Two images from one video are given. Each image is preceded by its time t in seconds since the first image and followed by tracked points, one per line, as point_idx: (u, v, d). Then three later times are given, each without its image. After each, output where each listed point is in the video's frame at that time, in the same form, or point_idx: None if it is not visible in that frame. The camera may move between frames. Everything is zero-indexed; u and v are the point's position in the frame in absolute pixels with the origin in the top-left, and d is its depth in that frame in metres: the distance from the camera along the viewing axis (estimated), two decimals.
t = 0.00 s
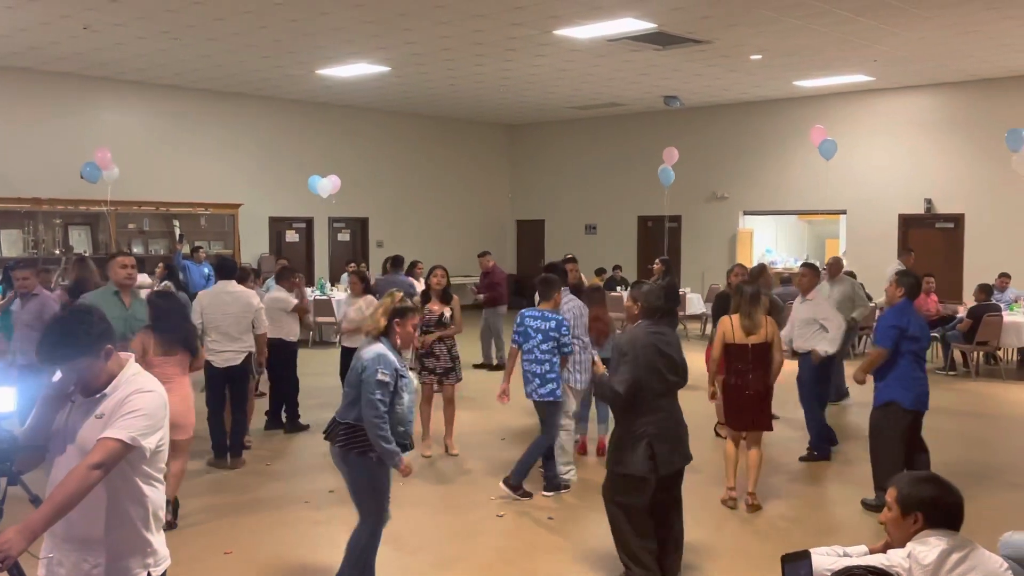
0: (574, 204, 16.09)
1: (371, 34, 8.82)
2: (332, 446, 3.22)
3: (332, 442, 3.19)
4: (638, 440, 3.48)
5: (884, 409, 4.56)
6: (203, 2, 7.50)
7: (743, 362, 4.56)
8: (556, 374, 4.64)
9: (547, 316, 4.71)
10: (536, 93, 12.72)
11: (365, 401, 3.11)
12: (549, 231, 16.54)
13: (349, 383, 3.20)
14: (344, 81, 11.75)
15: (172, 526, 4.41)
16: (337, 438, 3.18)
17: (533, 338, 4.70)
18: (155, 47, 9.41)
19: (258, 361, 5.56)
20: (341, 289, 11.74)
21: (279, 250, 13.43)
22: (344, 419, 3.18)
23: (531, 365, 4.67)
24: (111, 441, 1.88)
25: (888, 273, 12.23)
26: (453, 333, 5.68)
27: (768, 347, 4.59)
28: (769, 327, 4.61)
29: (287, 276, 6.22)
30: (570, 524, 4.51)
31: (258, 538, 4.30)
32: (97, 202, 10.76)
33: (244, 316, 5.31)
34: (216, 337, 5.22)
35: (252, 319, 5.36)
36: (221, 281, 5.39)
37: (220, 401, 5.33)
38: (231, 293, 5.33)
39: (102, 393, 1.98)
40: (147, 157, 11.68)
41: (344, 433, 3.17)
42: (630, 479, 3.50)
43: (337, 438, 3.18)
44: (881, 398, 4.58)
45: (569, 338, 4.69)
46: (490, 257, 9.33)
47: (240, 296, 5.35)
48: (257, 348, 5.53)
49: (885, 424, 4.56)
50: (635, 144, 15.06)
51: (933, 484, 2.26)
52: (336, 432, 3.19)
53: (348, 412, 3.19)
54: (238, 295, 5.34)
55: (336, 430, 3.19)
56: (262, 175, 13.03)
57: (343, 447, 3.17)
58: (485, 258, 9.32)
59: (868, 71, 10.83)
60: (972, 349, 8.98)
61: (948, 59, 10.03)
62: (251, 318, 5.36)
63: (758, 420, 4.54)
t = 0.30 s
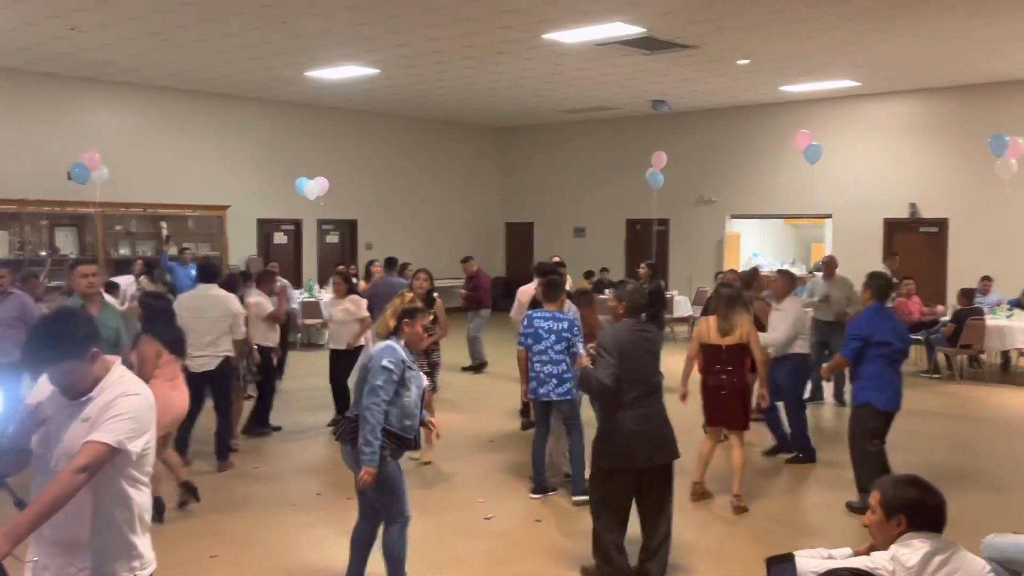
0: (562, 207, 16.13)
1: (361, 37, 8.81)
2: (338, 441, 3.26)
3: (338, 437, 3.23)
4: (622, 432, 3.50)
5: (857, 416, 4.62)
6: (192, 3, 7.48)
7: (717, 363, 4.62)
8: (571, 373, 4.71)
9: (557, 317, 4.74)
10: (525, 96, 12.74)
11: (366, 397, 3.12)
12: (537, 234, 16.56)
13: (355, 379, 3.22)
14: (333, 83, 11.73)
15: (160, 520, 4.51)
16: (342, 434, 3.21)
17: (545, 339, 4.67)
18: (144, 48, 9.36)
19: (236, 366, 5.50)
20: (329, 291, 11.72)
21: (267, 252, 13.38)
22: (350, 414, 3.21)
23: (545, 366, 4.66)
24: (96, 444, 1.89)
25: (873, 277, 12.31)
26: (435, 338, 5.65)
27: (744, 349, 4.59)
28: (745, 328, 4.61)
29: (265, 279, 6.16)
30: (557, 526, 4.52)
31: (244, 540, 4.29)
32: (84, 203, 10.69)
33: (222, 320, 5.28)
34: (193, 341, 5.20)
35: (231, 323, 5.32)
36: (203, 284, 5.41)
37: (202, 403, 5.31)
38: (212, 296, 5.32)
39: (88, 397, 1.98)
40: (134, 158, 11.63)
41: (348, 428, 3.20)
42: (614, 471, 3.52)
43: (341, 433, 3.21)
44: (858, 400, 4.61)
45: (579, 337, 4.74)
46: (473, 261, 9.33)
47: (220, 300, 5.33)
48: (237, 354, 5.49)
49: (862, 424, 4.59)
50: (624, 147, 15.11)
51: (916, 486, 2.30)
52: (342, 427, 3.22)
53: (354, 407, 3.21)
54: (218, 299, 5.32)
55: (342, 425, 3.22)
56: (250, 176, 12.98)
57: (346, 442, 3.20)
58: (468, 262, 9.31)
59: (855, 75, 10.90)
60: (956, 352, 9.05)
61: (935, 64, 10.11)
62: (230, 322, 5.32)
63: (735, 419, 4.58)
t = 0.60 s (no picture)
0: (540, 213, 16.14)
1: (338, 43, 8.78)
2: (352, 465, 3.15)
3: (354, 461, 3.13)
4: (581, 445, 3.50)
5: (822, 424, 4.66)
6: (166, 8, 7.41)
7: (675, 370, 4.76)
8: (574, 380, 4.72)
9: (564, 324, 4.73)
10: (503, 102, 12.75)
11: (394, 416, 3.06)
12: (515, 241, 16.57)
13: (368, 399, 3.13)
14: (309, 89, 11.68)
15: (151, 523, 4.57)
16: (360, 457, 3.12)
17: (556, 348, 4.66)
18: (117, 53, 9.26)
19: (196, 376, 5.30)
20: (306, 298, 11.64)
21: (242, 259, 13.26)
22: (368, 435, 3.13)
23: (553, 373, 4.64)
24: (66, 453, 1.84)
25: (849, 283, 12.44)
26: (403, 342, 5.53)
27: (699, 357, 4.71)
28: (701, 338, 4.72)
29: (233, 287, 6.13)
30: (535, 534, 4.49)
31: (217, 551, 4.22)
32: (56, 210, 10.57)
33: (173, 330, 5.08)
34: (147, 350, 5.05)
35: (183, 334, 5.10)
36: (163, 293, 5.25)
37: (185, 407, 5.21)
38: (169, 305, 5.13)
39: (58, 405, 1.94)
40: (107, 164, 11.49)
41: (368, 450, 3.12)
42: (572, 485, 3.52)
43: (359, 456, 3.12)
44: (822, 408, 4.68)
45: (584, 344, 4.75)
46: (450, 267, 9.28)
47: (178, 309, 5.14)
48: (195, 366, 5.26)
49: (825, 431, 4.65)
50: (602, 154, 15.16)
51: (890, 492, 2.35)
52: (359, 450, 3.13)
53: (370, 427, 3.13)
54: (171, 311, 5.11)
55: (357, 447, 3.13)
56: (226, 182, 12.87)
57: (368, 464, 3.11)
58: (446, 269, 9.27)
59: (830, 84, 11.02)
60: (930, 358, 9.15)
61: (908, 73, 10.25)
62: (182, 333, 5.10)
63: (696, 423, 4.69)
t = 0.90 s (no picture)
0: (528, 220, 16.16)
1: (325, 49, 8.77)
2: (383, 467, 3.20)
3: (390, 464, 3.19)
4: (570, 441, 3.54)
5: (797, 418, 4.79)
6: (152, 14, 7.38)
7: (659, 371, 4.78)
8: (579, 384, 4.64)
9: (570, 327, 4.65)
10: (490, 109, 12.77)
11: (434, 417, 3.20)
12: (503, 247, 16.58)
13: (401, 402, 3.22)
14: (296, 96, 11.66)
15: (170, 531, 4.55)
16: (396, 459, 3.19)
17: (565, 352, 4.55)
18: (103, 60, 9.22)
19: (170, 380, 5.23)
20: (293, 305, 11.60)
21: (229, 266, 13.21)
22: (401, 437, 3.20)
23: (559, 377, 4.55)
24: (52, 462, 1.83)
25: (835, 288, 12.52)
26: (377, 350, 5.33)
27: (682, 357, 4.74)
28: (684, 337, 4.73)
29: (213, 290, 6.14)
30: (523, 540, 4.48)
31: (204, 559, 4.19)
32: (42, 216, 10.51)
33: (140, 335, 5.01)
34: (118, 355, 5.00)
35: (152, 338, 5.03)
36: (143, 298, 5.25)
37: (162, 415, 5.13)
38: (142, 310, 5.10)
39: (44, 413, 1.92)
40: (93, 171, 11.43)
41: (404, 452, 3.19)
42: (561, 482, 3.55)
43: (393, 459, 3.19)
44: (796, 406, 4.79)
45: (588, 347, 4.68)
46: (437, 274, 9.27)
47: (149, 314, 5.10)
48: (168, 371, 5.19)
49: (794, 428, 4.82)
50: (589, 161, 15.21)
51: (876, 496, 2.40)
52: (393, 453, 3.19)
53: (402, 430, 3.21)
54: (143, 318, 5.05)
55: (390, 450, 3.19)
56: (212, 189, 12.82)
57: (404, 466, 3.20)
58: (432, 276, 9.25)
59: (815, 90, 11.11)
60: (915, 363, 9.22)
61: (892, 79, 10.35)
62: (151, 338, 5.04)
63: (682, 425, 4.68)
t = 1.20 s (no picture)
0: (524, 223, 16.16)
1: (321, 53, 8.77)
2: (422, 478, 3.11)
3: (430, 473, 3.10)
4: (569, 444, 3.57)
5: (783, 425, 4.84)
6: (148, 18, 7.38)
7: (656, 376, 4.81)
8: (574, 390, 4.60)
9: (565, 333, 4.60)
10: (486, 112, 12.78)
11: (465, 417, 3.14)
12: (499, 250, 16.57)
13: (428, 410, 3.12)
14: (293, 99, 11.66)
15: (167, 534, 4.55)
16: (436, 467, 3.11)
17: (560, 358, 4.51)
18: (99, 64, 9.21)
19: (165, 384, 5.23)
20: (289, 309, 11.58)
21: (224, 269, 13.19)
22: (435, 445, 3.11)
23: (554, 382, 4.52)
24: (50, 466, 1.82)
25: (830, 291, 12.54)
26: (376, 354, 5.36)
27: (679, 362, 4.76)
28: (680, 344, 4.78)
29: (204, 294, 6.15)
30: (519, 544, 4.48)
31: (200, 564, 4.17)
32: (38, 220, 10.51)
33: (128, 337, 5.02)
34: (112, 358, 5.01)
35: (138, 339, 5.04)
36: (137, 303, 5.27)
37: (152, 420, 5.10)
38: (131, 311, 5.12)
39: (41, 417, 1.91)
40: (88, 174, 11.41)
41: (442, 459, 3.12)
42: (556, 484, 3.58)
43: (433, 467, 3.10)
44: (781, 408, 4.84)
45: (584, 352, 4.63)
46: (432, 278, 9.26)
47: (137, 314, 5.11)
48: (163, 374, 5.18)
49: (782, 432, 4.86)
50: (585, 164, 15.22)
51: (872, 499, 2.40)
52: (433, 462, 3.10)
53: (435, 437, 3.12)
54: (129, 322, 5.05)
55: (429, 459, 3.10)
56: (208, 193, 12.81)
57: (444, 473, 3.13)
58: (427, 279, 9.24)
59: (810, 93, 11.14)
60: (911, 365, 9.21)
61: (888, 82, 10.38)
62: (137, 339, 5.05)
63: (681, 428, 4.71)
